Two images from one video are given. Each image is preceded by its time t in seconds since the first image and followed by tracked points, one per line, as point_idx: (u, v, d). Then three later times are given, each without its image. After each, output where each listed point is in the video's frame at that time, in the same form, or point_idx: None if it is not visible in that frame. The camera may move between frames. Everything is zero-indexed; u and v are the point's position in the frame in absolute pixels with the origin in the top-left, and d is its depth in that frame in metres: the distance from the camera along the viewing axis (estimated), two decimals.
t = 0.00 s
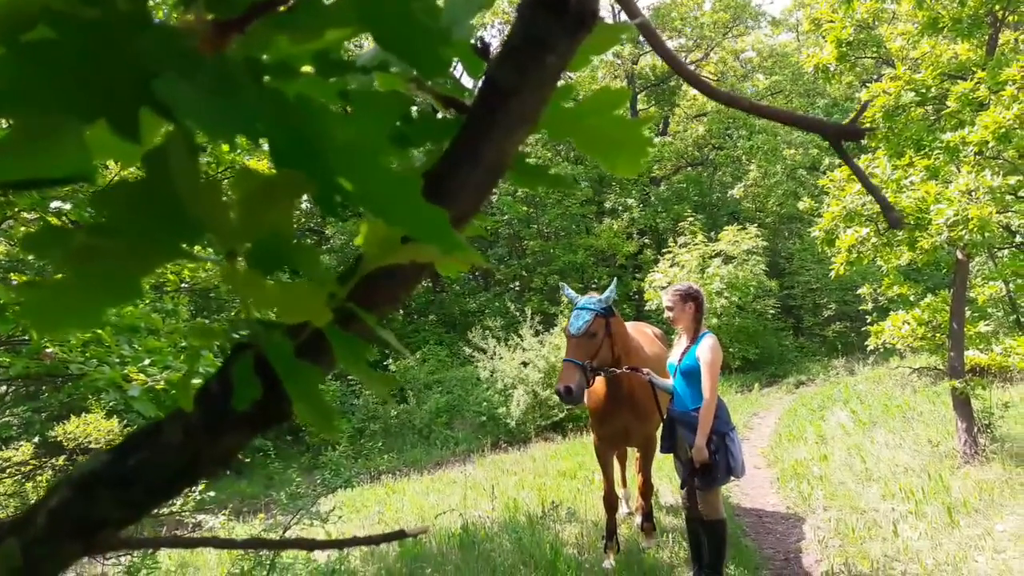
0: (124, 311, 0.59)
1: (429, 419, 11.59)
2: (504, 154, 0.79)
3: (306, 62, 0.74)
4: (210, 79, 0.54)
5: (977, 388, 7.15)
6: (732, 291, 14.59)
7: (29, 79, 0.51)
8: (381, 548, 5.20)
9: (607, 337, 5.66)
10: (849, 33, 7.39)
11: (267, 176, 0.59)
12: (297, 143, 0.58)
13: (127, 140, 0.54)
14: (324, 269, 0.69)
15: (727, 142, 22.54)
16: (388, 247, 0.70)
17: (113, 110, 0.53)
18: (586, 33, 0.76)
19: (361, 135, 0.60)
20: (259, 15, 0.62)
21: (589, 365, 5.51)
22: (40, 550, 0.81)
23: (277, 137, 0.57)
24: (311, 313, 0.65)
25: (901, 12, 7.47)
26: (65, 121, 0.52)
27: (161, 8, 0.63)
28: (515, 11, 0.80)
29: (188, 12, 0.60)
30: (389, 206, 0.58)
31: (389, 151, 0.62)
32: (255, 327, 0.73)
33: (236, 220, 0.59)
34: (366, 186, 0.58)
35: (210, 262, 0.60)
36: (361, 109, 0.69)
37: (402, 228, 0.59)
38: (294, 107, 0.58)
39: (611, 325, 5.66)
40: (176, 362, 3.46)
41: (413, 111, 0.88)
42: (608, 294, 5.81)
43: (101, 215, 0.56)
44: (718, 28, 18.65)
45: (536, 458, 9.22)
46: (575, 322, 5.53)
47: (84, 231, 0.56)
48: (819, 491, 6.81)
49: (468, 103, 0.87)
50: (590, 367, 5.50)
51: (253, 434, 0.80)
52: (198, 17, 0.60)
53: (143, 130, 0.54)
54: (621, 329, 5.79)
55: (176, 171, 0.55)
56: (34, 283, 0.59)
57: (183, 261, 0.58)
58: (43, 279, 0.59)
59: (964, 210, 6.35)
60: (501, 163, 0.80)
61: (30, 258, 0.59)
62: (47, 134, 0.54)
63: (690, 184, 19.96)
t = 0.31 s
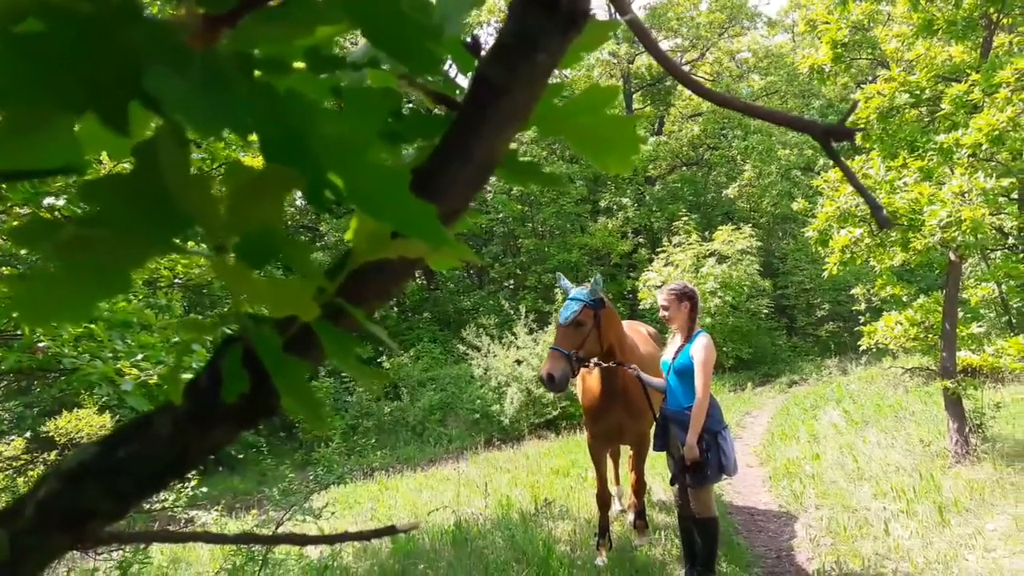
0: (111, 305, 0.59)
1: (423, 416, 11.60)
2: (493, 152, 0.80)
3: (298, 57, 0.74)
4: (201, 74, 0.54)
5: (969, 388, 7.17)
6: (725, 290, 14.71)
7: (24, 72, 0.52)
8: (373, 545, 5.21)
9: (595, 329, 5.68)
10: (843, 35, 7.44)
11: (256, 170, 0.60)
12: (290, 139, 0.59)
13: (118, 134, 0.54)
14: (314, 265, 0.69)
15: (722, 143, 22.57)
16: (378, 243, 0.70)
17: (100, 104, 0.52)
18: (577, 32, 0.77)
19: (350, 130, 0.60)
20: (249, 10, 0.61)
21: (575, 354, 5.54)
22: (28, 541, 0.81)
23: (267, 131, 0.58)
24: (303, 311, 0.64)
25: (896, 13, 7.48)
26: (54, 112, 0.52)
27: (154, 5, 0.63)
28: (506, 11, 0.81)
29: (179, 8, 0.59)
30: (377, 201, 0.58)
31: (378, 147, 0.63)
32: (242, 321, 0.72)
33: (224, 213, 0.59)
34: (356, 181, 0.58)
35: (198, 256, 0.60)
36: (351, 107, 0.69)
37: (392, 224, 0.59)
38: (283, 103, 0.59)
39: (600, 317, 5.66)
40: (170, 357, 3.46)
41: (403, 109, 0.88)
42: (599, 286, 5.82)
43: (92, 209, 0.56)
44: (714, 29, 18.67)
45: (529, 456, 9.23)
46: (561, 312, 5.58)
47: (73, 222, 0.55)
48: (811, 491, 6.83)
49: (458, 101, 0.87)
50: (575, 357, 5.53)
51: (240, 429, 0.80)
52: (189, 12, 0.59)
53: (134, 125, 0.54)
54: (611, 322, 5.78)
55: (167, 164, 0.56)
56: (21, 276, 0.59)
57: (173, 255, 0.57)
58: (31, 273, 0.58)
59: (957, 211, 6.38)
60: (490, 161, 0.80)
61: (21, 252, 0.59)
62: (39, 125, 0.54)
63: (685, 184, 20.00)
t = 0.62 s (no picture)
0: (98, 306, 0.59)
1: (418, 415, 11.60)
2: (484, 153, 0.80)
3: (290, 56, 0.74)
4: (191, 71, 0.54)
5: (961, 385, 7.20)
6: (719, 288, 14.73)
7: (14, 70, 0.52)
8: (368, 545, 5.20)
9: (583, 322, 5.66)
10: (837, 32, 7.42)
11: (243, 171, 0.59)
12: (281, 139, 0.58)
13: (107, 135, 0.55)
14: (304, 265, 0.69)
15: (716, 140, 22.58)
16: (369, 243, 0.70)
17: (91, 106, 0.54)
18: (568, 30, 0.76)
19: (340, 130, 0.60)
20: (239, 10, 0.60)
21: (560, 347, 5.57)
22: (23, 543, 0.81)
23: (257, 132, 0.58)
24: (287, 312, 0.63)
25: (889, 11, 7.46)
26: (41, 112, 0.53)
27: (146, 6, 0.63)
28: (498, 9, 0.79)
29: (168, 7, 0.59)
30: (366, 203, 0.58)
31: (368, 144, 0.63)
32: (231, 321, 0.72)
33: (214, 213, 0.58)
34: (346, 182, 0.59)
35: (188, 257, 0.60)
36: (343, 107, 0.69)
37: (380, 223, 0.59)
38: (273, 104, 0.58)
39: (589, 311, 5.65)
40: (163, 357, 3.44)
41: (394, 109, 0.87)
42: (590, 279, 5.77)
43: (81, 208, 0.55)
44: (708, 26, 18.66)
45: (524, 454, 9.23)
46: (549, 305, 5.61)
47: (63, 222, 0.55)
48: (804, 488, 6.86)
49: (451, 100, 0.87)
50: (560, 349, 5.57)
51: (233, 429, 0.80)
52: (178, 11, 0.58)
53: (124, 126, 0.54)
54: (603, 317, 5.75)
55: (157, 164, 0.55)
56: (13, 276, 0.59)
57: (163, 254, 0.58)
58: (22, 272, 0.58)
59: (950, 208, 6.39)
60: (481, 162, 0.80)
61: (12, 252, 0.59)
62: (25, 126, 0.54)
63: (679, 182, 20.01)
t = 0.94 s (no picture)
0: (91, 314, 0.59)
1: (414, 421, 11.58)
2: (478, 161, 0.80)
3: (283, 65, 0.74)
4: (183, 81, 0.54)
5: (957, 389, 7.21)
6: (715, 293, 14.75)
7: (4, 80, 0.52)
8: (365, 552, 5.19)
9: (566, 328, 5.77)
10: (830, 38, 7.42)
11: (240, 180, 0.59)
12: (273, 148, 0.59)
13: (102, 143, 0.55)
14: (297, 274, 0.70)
15: (710, 145, 22.63)
16: (363, 251, 0.70)
17: (85, 117, 0.54)
18: (560, 40, 0.76)
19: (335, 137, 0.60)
20: (232, 19, 0.60)
21: (542, 353, 5.73)
22: (16, 552, 0.82)
23: (252, 141, 0.57)
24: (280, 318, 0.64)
25: (880, 17, 7.48)
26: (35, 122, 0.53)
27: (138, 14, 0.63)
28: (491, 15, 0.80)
29: (160, 17, 0.60)
30: (359, 210, 0.59)
31: (362, 154, 0.63)
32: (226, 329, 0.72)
33: (208, 222, 0.58)
34: (338, 188, 0.59)
35: (181, 265, 0.60)
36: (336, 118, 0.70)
37: (374, 234, 0.60)
38: (264, 113, 0.57)
39: (570, 318, 5.74)
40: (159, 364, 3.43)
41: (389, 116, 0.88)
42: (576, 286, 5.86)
43: (73, 218, 0.55)
44: (702, 32, 18.71)
45: (521, 460, 9.22)
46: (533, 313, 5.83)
47: (53, 234, 0.55)
48: (801, 492, 6.86)
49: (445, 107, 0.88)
50: (542, 355, 5.70)
51: (228, 437, 0.80)
52: (172, 22, 0.59)
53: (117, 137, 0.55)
54: (589, 322, 5.81)
55: (149, 174, 0.56)
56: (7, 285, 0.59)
57: (158, 263, 0.58)
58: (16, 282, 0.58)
59: (943, 213, 6.41)
60: (474, 173, 0.81)
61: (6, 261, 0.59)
62: (19, 134, 0.55)
63: (674, 187, 20.03)
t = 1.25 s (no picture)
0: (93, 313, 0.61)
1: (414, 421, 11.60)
2: (476, 163, 0.82)
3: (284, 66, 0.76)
4: (182, 81, 0.55)
5: (956, 388, 7.22)
6: (715, 293, 14.75)
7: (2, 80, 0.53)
8: (365, 550, 5.21)
9: (551, 332, 5.97)
10: (829, 38, 7.41)
11: (242, 180, 0.61)
12: (272, 148, 0.59)
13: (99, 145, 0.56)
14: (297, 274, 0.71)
15: (710, 145, 22.61)
16: (362, 251, 0.72)
17: (83, 117, 0.55)
18: (559, 40, 0.76)
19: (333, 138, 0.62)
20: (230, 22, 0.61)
21: (531, 357, 5.99)
22: (17, 553, 0.83)
23: (251, 141, 0.59)
24: (278, 316, 0.65)
25: (879, 17, 7.49)
26: (36, 122, 0.54)
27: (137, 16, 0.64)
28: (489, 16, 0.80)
29: (159, 19, 0.61)
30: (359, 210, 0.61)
31: (361, 154, 0.64)
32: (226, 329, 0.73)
33: (207, 221, 0.60)
34: (338, 186, 0.60)
35: (181, 264, 0.62)
36: (335, 121, 0.71)
37: (375, 233, 0.61)
38: (265, 114, 0.58)
39: (552, 322, 5.92)
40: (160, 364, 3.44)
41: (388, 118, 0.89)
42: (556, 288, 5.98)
43: (75, 217, 0.56)
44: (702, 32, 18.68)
45: (520, 459, 9.23)
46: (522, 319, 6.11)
47: (54, 234, 0.56)
48: (800, 491, 6.87)
49: (442, 109, 0.89)
50: (531, 359, 5.97)
51: (228, 437, 0.81)
52: (172, 24, 0.60)
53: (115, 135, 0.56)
54: (575, 322, 5.94)
55: (148, 174, 0.57)
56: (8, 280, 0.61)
57: (158, 263, 0.59)
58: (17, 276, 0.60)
59: (942, 212, 6.41)
60: (472, 175, 0.82)
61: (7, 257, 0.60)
62: (19, 134, 0.56)
63: (673, 187, 20.03)
